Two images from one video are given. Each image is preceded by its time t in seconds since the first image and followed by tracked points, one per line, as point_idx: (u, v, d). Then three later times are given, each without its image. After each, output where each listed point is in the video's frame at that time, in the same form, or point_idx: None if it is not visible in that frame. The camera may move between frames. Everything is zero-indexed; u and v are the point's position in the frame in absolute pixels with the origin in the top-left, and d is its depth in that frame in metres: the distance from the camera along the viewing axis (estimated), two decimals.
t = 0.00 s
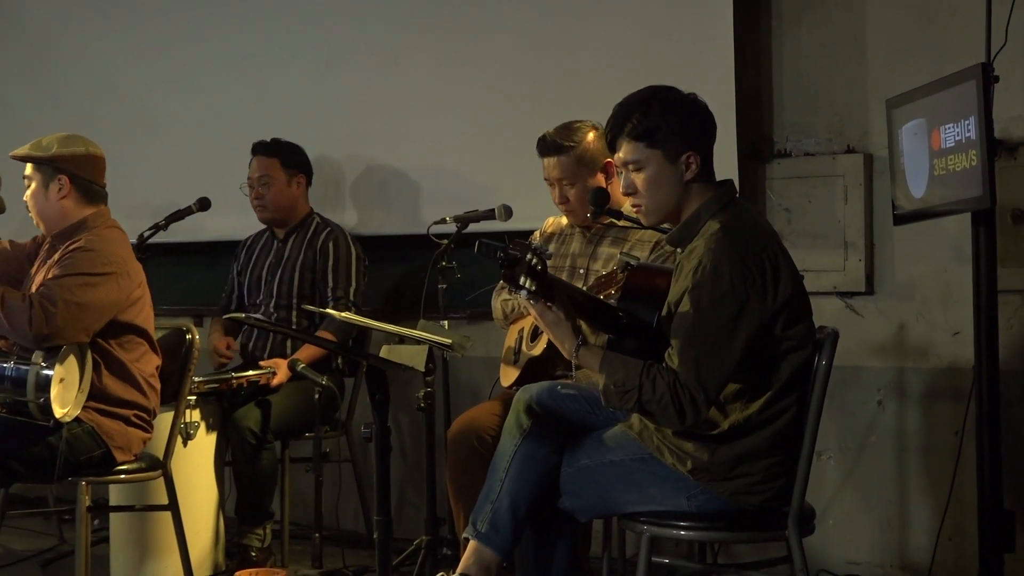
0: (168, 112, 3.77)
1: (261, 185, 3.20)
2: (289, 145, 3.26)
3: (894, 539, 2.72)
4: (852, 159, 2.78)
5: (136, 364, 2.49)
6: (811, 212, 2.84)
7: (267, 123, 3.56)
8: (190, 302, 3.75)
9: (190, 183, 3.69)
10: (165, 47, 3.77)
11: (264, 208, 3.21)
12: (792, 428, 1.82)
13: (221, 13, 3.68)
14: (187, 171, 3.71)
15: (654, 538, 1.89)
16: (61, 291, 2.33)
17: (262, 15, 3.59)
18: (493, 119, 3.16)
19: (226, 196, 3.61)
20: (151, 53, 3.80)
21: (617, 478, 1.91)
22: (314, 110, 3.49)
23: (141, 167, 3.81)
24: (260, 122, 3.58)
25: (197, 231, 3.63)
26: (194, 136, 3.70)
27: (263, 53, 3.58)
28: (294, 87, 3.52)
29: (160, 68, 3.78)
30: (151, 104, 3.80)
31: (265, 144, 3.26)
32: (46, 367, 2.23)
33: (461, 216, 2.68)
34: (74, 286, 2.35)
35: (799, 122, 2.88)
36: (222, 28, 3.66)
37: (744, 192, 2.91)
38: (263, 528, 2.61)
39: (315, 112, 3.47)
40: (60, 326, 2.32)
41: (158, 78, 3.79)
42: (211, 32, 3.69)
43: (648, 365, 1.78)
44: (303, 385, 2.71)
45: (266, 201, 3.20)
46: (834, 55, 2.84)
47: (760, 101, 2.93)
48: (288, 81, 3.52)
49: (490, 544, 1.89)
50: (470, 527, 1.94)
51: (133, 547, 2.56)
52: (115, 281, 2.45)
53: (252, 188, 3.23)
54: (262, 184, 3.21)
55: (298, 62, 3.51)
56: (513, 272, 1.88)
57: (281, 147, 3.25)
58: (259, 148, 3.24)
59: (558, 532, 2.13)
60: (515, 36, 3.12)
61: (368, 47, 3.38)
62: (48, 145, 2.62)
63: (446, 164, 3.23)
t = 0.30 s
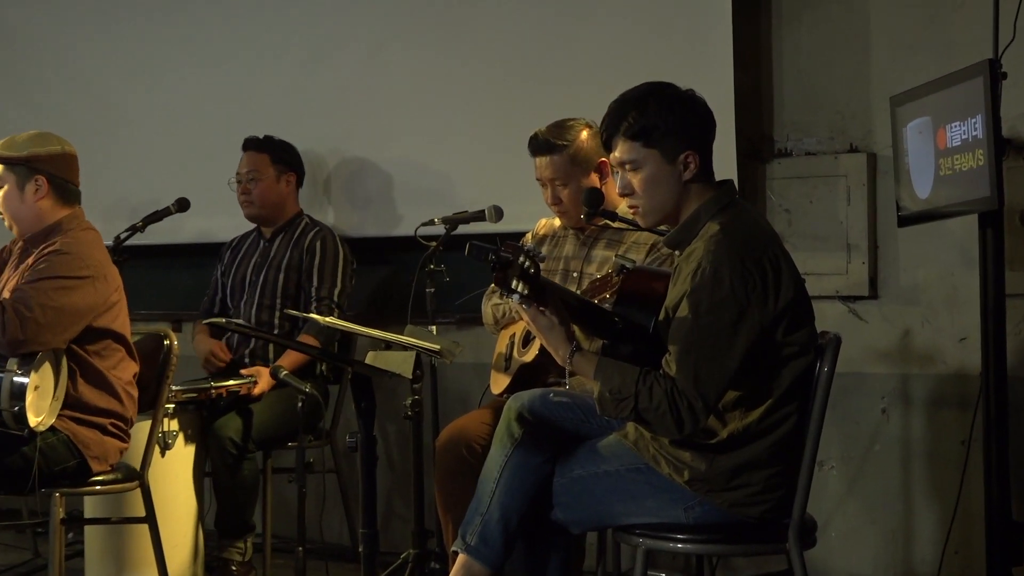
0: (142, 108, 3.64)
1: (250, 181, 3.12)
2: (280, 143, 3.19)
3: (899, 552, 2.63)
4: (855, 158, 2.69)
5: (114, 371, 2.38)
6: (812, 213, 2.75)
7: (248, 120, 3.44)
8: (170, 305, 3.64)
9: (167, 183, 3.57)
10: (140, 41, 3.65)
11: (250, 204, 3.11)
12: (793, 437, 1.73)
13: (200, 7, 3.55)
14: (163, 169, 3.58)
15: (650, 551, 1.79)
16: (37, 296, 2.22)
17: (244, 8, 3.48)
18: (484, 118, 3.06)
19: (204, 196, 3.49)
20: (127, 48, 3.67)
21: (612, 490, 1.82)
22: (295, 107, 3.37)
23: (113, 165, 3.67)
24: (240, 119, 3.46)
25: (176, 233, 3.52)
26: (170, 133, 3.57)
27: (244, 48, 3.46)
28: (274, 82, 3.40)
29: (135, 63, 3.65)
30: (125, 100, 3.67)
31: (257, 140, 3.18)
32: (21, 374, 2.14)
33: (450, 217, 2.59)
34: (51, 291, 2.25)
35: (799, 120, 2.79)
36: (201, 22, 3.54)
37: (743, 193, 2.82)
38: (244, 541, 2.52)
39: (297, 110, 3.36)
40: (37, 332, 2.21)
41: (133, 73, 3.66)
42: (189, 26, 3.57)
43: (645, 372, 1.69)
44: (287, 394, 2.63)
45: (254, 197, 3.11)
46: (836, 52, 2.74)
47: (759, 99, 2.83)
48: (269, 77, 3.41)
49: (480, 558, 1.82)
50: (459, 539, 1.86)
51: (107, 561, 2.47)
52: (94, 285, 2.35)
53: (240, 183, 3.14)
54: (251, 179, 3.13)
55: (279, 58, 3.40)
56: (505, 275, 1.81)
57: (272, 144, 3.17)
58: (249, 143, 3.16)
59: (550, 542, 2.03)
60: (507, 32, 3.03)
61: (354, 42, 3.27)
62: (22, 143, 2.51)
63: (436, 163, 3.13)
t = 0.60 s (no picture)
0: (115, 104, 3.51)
1: (230, 181, 3.05)
2: (264, 143, 3.09)
3: (899, 565, 2.55)
4: (854, 158, 2.61)
5: (85, 377, 2.26)
6: (810, 215, 2.66)
7: (225, 117, 3.33)
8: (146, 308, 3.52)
9: (139, 181, 3.44)
10: (110, 36, 3.52)
11: (230, 204, 3.05)
12: (791, 448, 1.63)
13: None
14: (133, 167, 3.45)
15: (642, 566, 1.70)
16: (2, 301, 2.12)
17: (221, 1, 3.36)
18: (471, 116, 2.97)
19: (180, 195, 3.37)
20: (98, 41, 3.54)
21: (603, 502, 1.73)
22: (273, 103, 3.26)
23: (81, 166, 3.54)
24: (217, 116, 3.34)
25: (147, 234, 3.40)
26: (141, 131, 3.45)
27: (222, 43, 3.34)
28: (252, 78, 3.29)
29: (107, 56, 3.52)
30: (92, 98, 3.54)
31: (243, 138, 3.11)
32: None
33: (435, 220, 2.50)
34: (18, 295, 2.15)
35: (797, 119, 2.70)
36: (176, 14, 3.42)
37: (738, 194, 2.72)
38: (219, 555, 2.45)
39: (277, 107, 3.25)
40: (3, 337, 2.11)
41: (105, 67, 3.52)
42: (163, 19, 3.44)
43: (637, 380, 1.61)
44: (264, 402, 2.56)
45: (234, 198, 3.06)
46: (835, 49, 2.66)
47: (756, 97, 2.74)
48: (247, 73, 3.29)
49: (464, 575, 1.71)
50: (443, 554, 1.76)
51: None
52: (61, 288, 2.23)
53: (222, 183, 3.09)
54: (233, 180, 3.06)
55: (258, 53, 3.28)
56: (492, 280, 1.70)
57: (258, 143, 3.09)
58: (234, 141, 3.09)
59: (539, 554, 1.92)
60: (494, 27, 2.93)
61: (336, 37, 3.16)
62: None
63: (421, 163, 3.03)
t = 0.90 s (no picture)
0: (91, 102, 3.41)
1: (204, 184, 3.00)
2: (238, 141, 3.01)
3: None
4: (849, 159, 2.52)
5: (39, 382, 2.09)
6: (803, 217, 2.58)
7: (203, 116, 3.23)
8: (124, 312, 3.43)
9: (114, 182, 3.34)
10: (85, 34, 3.43)
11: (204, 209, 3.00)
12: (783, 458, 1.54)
13: None
14: (108, 168, 3.35)
15: None
16: None
17: None
18: (455, 115, 2.88)
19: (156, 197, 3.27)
20: (74, 39, 3.45)
21: (587, 516, 1.63)
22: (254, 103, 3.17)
23: (53, 167, 3.44)
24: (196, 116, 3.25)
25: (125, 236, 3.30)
26: (116, 131, 3.35)
27: (200, 41, 3.25)
28: (232, 77, 3.20)
29: (83, 55, 3.43)
30: (67, 97, 3.44)
31: (215, 139, 3.03)
32: None
33: (416, 223, 2.43)
34: None
35: (790, 119, 2.61)
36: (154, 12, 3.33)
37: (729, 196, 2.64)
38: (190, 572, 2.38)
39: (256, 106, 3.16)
40: None
41: (81, 65, 3.43)
42: (141, 16, 3.35)
43: (623, 389, 1.52)
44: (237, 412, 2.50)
45: (209, 201, 2.99)
46: (829, 47, 2.57)
47: (748, 96, 2.65)
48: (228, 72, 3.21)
49: None
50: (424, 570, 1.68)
51: None
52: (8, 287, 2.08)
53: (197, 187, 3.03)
54: (206, 183, 3.00)
55: (238, 51, 3.20)
56: (474, 288, 1.64)
57: (231, 142, 3.01)
58: (206, 143, 3.02)
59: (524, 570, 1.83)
60: (478, 24, 2.84)
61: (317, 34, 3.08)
62: None
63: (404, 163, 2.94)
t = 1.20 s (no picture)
0: (64, 101, 3.30)
1: (179, 187, 2.90)
2: (213, 142, 2.93)
3: None
4: (847, 159, 2.44)
5: None
6: (799, 220, 2.49)
7: (182, 115, 3.14)
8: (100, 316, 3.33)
9: (88, 182, 3.24)
10: (59, 31, 3.32)
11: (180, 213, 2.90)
12: (779, 470, 1.45)
13: None
14: (81, 168, 3.25)
15: None
16: None
17: None
18: (441, 114, 2.79)
19: (132, 197, 3.17)
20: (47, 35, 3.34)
21: (574, 530, 1.53)
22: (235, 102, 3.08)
23: (25, 168, 3.33)
24: (174, 114, 3.15)
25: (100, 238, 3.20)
26: (92, 130, 3.25)
27: (179, 38, 3.16)
28: (211, 76, 3.11)
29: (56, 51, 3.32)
30: (40, 95, 3.33)
31: (188, 140, 2.94)
32: None
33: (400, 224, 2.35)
34: None
35: (785, 118, 2.53)
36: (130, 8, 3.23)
37: (722, 197, 2.55)
38: None
39: (237, 105, 3.07)
40: None
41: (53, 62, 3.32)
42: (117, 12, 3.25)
43: (611, 398, 1.42)
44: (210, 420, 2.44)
45: (184, 205, 2.90)
46: (825, 44, 2.49)
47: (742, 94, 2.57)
48: (207, 70, 3.12)
49: None
50: None
51: None
52: None
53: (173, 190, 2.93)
54: (181, 186, 2.91)
55: (218, 48, 3.10)
56: (456, 294, 1.54)
57: (206, 142, 2.93)
58: (180, 144, 2.94)
59: None
60: (466, 21, 2.76)
61: (300, 32, 2.99)
62: None
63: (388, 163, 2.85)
